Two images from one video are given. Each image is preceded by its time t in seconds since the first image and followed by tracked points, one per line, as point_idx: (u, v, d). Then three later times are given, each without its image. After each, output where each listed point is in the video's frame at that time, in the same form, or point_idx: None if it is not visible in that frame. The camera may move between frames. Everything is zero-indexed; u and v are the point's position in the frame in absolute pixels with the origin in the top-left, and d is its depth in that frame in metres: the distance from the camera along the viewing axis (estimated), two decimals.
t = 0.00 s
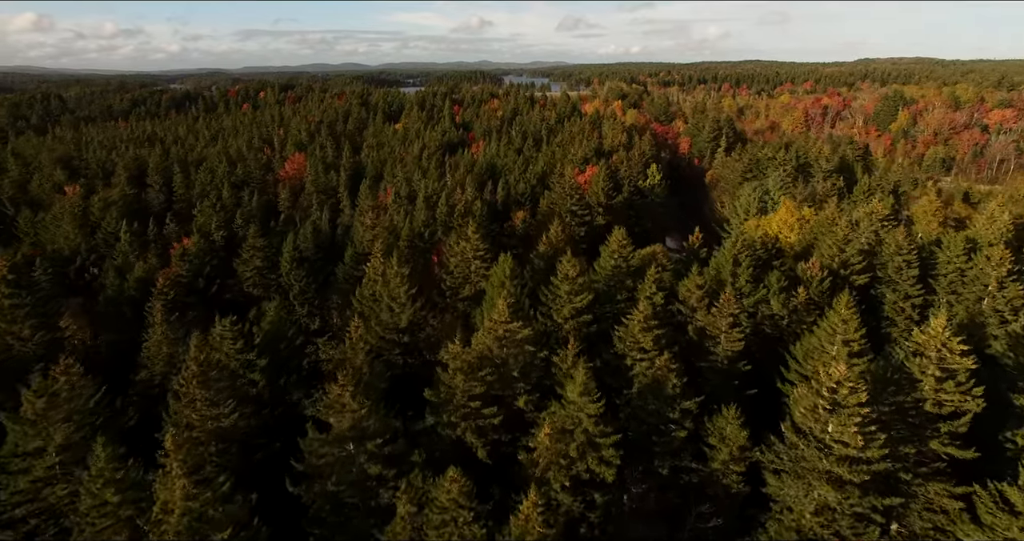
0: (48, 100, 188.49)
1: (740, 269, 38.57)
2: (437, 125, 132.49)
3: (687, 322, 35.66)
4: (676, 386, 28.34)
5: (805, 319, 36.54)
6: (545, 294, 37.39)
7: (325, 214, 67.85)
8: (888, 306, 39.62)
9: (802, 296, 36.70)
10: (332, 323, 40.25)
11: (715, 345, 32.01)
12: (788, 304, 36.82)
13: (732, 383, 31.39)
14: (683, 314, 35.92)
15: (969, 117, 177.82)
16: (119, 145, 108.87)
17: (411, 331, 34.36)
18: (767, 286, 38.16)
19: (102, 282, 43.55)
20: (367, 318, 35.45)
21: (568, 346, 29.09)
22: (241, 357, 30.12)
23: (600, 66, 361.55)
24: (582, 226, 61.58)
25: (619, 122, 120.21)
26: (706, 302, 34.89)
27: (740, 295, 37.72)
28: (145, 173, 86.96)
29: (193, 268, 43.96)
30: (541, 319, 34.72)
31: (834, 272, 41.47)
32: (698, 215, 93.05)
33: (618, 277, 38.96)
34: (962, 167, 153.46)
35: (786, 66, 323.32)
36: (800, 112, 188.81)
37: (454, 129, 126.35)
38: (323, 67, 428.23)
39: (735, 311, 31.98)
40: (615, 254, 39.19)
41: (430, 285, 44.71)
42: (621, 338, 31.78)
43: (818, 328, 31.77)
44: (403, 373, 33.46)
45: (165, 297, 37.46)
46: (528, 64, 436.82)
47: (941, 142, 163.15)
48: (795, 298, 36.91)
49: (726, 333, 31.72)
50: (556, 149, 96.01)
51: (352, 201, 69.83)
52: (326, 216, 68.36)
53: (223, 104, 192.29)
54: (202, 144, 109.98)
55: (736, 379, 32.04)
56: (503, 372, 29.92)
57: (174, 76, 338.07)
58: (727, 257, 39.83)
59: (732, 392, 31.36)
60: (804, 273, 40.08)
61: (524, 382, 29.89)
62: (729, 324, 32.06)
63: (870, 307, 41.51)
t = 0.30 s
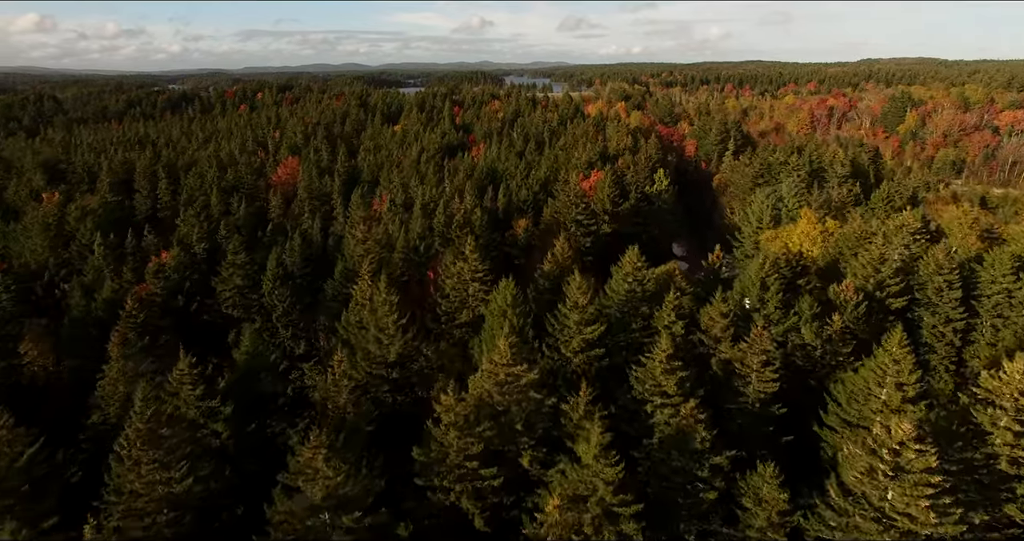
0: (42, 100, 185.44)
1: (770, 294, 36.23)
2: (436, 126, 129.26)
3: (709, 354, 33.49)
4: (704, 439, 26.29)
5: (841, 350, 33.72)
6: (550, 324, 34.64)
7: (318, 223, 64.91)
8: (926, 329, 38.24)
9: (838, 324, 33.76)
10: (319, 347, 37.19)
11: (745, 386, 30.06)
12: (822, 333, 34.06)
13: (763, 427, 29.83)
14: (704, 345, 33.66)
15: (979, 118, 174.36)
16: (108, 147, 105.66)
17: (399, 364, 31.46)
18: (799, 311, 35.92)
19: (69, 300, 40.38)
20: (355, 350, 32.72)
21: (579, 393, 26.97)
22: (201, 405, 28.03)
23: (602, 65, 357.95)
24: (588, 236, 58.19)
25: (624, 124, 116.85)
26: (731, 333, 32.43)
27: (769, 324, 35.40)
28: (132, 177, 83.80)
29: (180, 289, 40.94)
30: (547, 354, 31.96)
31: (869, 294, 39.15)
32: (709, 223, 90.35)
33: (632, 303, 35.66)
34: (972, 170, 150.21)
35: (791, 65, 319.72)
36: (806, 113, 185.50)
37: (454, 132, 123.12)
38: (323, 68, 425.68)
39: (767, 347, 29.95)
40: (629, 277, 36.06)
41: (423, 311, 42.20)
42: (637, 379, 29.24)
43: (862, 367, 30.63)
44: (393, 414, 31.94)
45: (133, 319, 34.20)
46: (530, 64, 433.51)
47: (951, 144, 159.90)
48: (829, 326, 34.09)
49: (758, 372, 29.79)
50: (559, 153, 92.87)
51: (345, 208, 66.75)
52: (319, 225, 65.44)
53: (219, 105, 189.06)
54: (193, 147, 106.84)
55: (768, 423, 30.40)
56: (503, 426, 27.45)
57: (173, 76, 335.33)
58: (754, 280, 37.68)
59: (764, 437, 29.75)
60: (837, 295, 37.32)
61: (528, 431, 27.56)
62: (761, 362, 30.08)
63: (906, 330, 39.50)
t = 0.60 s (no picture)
0: (34, 102, 182.05)
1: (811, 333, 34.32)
2: (435, 129, 125.55)
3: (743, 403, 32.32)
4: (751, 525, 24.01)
5: (895, 396, 31.64)
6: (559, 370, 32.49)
7: (308, 234, 61.14)
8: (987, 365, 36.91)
9: (891, 370, 31.75)
10: (299, 382, 33.43)
11: (791, 447, 28.56)
12: (871, 378, 32.11)
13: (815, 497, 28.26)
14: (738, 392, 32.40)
15: (991, 120, 170.17)
16: (94, 151, 102.02)
17: (383, 418, 29.50)
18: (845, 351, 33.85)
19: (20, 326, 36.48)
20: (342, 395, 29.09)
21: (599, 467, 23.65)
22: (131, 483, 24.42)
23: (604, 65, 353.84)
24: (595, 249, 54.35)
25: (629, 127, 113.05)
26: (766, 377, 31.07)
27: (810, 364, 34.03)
28: (115, 183, 80.04)
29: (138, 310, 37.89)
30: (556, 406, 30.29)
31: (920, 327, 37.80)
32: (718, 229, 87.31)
33: (652, 342, 32.91)
34: (985, 173, 145.98)
35: (794, 66, 315.92)
36: (812, 115, 181.58)
37: (453, 134, 119.16)
38: (324, 69, 423.97)
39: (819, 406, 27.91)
40: (650, 312, 33.43)
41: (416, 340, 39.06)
42: (666, 446, 26.55)
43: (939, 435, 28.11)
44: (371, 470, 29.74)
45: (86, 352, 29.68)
46: (530, 64, 429.64)
47: (961, 146, 156.20)
48: (881, 371, 32.10)
49: (808, 433, 28.09)
50: (562, 158, 89.16)
51: (336, 217, 62.99)
52: (309, 237, 61.77)
53: (213, 107, 184.88)
54: (183, 151, 103.16)
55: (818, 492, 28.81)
56: (504, 500, 24.44)
57: (172, 78, 332.66)
58: (794, 315, 35.95)
59: (814, 508, 28.23)
60: (886, 330, 35.52)
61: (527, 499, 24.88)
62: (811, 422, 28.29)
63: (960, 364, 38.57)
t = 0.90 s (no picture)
0: (26, 101, 178.47)
1: (860, 378, 31.61)
2: (433, 131, 122.06)
3: (783, 460, 30.42)
4: None
5: (960, 455, 29.36)
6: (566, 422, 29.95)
7: (297, 246, 57.69)
8: None
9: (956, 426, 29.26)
10: (279, 421, 30.15)
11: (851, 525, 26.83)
12: (930, 432, 29.79)
13: None
14: (778, 448, 30.57)
15: (1002, 121, 166.17)
16: (80, 154, 98.48)
17: (363, 482, 25.53)
18: (900, 399, 31.20)
19: None
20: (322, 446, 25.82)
21: None
22: None
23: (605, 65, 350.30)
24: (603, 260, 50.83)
25: (633, 129, 109.70)
26: (813, 433, 29.23)
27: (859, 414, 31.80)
28: (98, 190, 76.62)
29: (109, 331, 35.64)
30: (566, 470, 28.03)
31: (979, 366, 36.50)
32: (727, 234, 84.42)
33: (677, 389, 30.94)
34: (997, 177, 142.07)
35: (797, 66, 312.29)
36: (816, 116, 177.89)
37: (451, 137, 115.64)
38: (324, 69, 420.40)
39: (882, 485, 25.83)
40: (673, 353, 31.51)
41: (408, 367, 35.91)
42: (701, 527, 25.71)
43: None
44: None
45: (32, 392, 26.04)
46: (530, 64, 426.16)
47: (971, 148, 152.69)
48: (941, 425, 29.71)
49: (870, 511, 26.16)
50: (565, 163, 85.80)
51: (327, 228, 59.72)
52: (299, 249, 58.32)
53: (208, 108, 181.20)
54: (172, 154, 99.65)
55: None
56: None
57: (171, 77, 329.06)
58: (841, 356, 33.27)
59: None
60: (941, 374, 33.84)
61: None
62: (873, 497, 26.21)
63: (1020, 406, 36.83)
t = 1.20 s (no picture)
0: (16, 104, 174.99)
1: (933, 445, 28.97)
2: (431, 134, 118.60)
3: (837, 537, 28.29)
4: None
5: None
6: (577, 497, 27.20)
7: (283, 258, 54.21)
8: None
9: None
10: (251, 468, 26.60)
11: None
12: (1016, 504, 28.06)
13: None
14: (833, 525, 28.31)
15: (1012, 123, 162.45)
16: (64, 159, 95.04)
17: None
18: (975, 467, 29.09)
19: None
20: (286, 529, 23.27)
21: None
22: None
23: (606, 66, 347.04)
24: (611, 276, 47.19)
25: (637, 132, 106.36)
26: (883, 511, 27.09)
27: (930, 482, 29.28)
28: (78, 197, 73.26)
29: (68, 362, 33.53)
30: None
31: None
32: (735, 241, 81.19)
33: (710, 453, 28.51)
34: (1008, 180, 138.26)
35: (800, 66, 308.53)
36: (820, 118, 174.29)
37: (449, 140, 112.23)
38: (323, 70, 418.42)
39: None
40: (707, 412, 28.71)
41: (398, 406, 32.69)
42: None
43: None
44: None
45: None
46: (530, 65, 422.78)
47: (980, 151, 149.00)
48: None
49: None
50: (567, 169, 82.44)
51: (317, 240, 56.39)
52: (285, 262, 54.83)
53: (202, 110, 177.76)
54: (160, 158, 96.21)
55: None
56: None
57: (168, 78, 326.07)
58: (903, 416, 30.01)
59: None
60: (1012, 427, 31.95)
61: None
62: None
63: None
